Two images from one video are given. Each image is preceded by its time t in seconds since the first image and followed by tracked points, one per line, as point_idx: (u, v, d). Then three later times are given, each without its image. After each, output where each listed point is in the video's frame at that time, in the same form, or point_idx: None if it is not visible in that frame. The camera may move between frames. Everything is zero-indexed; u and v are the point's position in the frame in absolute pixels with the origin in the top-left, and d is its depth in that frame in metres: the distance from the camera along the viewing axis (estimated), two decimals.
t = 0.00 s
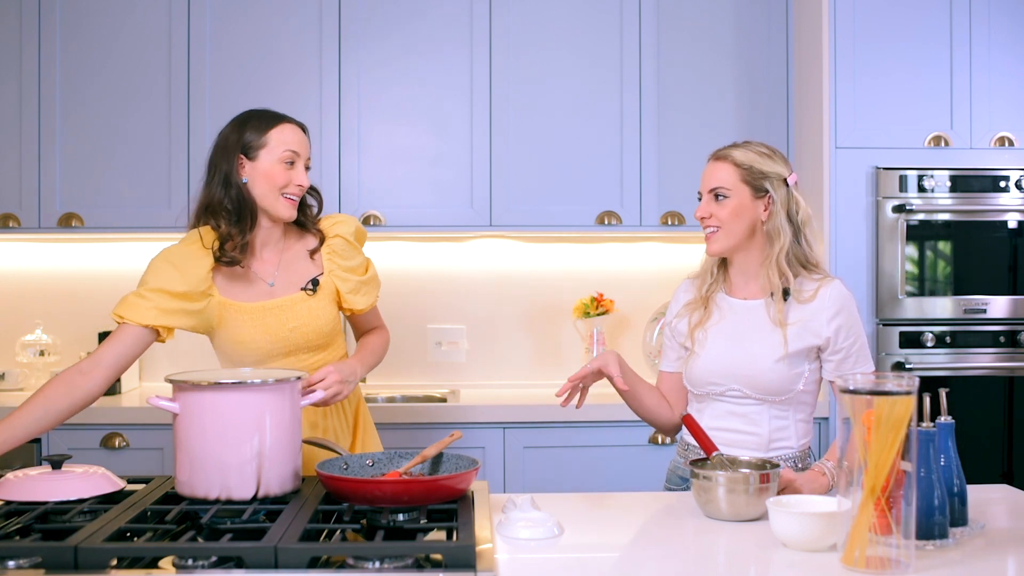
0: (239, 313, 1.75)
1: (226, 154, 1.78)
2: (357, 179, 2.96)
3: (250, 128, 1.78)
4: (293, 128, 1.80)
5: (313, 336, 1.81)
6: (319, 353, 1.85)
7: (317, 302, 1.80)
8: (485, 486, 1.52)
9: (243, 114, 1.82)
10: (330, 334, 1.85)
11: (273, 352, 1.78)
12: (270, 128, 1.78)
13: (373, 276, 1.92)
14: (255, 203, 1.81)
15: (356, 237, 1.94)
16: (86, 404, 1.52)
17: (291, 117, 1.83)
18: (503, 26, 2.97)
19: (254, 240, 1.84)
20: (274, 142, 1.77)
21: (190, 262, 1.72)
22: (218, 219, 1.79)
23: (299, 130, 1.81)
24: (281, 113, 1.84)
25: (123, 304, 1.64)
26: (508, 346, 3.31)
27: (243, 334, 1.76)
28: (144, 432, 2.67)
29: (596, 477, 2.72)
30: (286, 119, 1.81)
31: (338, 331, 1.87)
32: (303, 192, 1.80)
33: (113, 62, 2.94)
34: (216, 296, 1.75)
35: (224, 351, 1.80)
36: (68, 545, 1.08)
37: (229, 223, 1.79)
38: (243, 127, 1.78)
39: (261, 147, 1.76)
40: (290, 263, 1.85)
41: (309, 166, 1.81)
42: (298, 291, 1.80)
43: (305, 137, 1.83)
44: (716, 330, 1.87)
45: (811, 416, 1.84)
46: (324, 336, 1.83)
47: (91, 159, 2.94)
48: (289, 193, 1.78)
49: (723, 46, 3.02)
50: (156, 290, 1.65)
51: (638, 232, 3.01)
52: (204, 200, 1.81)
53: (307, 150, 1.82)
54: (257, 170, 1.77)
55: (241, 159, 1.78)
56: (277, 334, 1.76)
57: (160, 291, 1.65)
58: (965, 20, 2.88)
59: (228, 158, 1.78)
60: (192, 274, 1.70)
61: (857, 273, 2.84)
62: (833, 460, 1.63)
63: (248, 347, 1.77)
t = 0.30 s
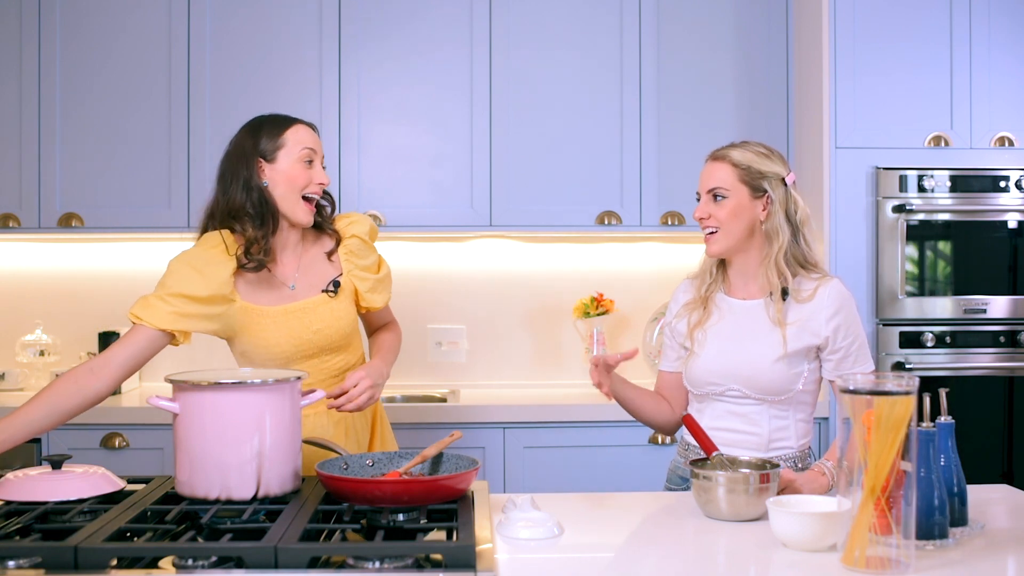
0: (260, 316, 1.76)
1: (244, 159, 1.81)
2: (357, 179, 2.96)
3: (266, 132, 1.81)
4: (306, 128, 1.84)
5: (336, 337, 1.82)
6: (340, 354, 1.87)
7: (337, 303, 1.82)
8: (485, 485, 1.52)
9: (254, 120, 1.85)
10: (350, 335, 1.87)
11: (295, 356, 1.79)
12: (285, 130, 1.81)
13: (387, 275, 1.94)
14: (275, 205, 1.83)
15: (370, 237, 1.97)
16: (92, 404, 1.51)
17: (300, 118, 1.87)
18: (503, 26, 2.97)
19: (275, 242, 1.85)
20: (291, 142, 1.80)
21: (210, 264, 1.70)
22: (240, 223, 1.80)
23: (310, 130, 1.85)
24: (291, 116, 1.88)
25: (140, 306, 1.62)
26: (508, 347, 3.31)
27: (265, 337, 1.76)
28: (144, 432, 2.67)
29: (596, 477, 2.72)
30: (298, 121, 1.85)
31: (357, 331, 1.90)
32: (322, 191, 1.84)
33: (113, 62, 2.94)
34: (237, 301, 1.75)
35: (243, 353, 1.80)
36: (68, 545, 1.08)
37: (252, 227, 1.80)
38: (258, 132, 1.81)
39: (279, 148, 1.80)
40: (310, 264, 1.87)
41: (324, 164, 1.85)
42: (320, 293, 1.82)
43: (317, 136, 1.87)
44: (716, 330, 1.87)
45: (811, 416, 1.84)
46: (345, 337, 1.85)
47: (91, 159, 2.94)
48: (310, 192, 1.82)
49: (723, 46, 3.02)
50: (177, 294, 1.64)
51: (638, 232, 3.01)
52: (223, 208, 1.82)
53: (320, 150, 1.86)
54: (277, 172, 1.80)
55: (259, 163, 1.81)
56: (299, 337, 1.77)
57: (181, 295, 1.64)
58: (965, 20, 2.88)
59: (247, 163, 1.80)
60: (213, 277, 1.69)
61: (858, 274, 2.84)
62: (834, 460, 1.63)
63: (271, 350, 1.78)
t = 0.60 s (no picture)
0: (288, 313, 1.77)
1: (286, 162, 1.78)
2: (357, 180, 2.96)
3: (312, 138, 1.77)
4: (352, 135, 1.81)
5: (363, 338, 1.81)
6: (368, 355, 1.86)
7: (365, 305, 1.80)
8: (485, 486, 1.52)
9: (298, 121, 1.81)
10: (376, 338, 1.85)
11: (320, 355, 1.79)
12: (332, 137, 1.78)
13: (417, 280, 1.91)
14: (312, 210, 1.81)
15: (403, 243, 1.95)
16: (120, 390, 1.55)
17: (345, 123, 1.83)
18: (503, 26, 2.97)
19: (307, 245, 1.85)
20: (337, 150, 1.77)
21: (240, 260, 1.72)
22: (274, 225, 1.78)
23: (355, 136, 1.82)
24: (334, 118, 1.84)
25: (170, 297, 1.65)
26: (508, 347, 3.31)
27: (292, 335, 1.77)
28: (144, 432, 2.67)
29: (596, 477, 2.72)
30: (343, 126, 1.81)
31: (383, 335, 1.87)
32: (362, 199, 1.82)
33: (113, 62, 2.94)
34: (267, 297, 1.76)
35: (272, 352, 1.81)
36: (68, 545, 1.08)
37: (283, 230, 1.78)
38: (303, 136, 1.78)
39: (325, 156, 1.77)
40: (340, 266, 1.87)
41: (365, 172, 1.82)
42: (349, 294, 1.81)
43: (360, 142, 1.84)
44: (717, 329, 1.87)
45: (812, 415, 1.84)
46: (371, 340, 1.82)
47: (91, 159, 2.94)
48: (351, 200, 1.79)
49: (723, 45, 3.02)
50: (206, 289, 1.66)
51: (638, 232, 3.01)
52: (257, 205, 1.80)
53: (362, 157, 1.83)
54: (319, 179, 1.77)
55: (301, 168, 1.78)
56: (324, 338, 1.77)
57: (210, 288, 1.66)
58: (965, 20, 2.88)
59: (289, 167, 1.78)
60: (242, 273, 1.70)
61: (858, 274, 2.84)
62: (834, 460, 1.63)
63: (299, 348, 1.78)
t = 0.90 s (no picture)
0: (343, 305, 1.79)
1: (359, 159, 1.84)
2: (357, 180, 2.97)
3: (383, 136, 1.83)
4: (423, 134, 1.85)
5: (419, 338, 1.81)
6: (421, 357, 1.85)
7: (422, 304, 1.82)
8: (485, 486, 1.51)
9: (372, 120, 1.87)
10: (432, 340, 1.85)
11: (375, 352, 1.79)
12: (403, 135, 1.83)
13: (479, 290, 1.94)
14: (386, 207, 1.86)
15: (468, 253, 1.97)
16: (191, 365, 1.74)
17: (418, 123, 1.88)
18: (503, 27, 2.97)
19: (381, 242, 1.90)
20: (408, 148, 1.82)
21: (300, 250, 1.81)
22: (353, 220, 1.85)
23: (427, 135, 1.86)
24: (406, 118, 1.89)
25: (241, 295, 1.79)
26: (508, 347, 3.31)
27: (347, 328, 1.78)
28: (144, 432, 2.67)
29: (596, 477, 2.72)
30: (415, 125, 1.85)
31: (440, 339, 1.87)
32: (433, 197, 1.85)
33: (113, 62, 2.94)
34: (325, 287, 1.82)
35: (326, 346, 1.83)
36: (68, 544, 1.08)
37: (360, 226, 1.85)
38: (375, 135, 1.84)
39: (395, 154, 1.81)
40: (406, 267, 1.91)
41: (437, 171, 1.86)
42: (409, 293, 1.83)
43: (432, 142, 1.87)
44: (717, 329, 1.86)
45: (812, 417, 1.84)
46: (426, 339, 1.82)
47: (91, 159, 2.94)
48: (421, 199, 1.84)
49: (723, 45, 3.02)
50: (265, 283, 1.79)
51: (638, 232, 3.01)
52: (336, 201, 1.87)
53: (434, 156, 1.87)
54: (389, 176, 1.82)
55: (373, 164, 1.83)
56: (380, 332, 1.77)
57: (268, 281, 1.78)
58: (965, 20, 2.88)
59: (361, 163, 1.83)
60: (299, 262, 1.79)
61: (857, 274, 2.84)
62: (835, 460, 1.63)
63: (352, 342, 1.78)
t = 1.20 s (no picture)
0: (387, 305, 1.85)
1: (399, 161, 1.88)
2: (357, 179, 2.97)
3: (422, 137, 1.86)
4: (462, 135, 1.87)
5: (461, 336, 1.85)
6: (464, 356, 1.89)
7: (465, 303, 1.87)
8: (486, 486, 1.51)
9: (413, 123, 1.91)
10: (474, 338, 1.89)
11: (418, 348, 1.84)
12: (441, 137, 1.86)
13: (523, 294, 1.97)
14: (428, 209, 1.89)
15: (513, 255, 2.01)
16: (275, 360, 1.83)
17: (458, 124, 1.91)
18: (503, 27, 2.97)
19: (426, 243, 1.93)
20: (446, 150, 1.85)
21: (346, 256, 1.89)
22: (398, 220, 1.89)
23: (467, 137, 1.88)
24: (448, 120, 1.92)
25: (309, 311, 1.90)
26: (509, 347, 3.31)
27: (389, 325, 1.84)
28: (144, 432, 2.67)
29: (596, 477, 2.72)
30: (455, 127, 1.89)
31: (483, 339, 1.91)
32: (473, 200, 1.87)
33: (113, 62, 2.94)
34: (370, 287, 1.88)
35: (371, 345, 1.89)
36: (68, 544, 1.08)
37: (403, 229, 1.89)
38: (415, 137, 1.87)
39: (434, 156, 1.85)
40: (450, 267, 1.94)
41: (477, 172, 1.88)
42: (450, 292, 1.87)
43: (473, 144, 1.90)
44: (716, 326, 1.87)
45: (811, 416, 1.83)
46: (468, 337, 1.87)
47: (91, 159, 2.94)
48: (460, 201, 1.85)
49: (723, 46, 3.02)
50: (320, 292, 1.89)
51: (638, 232, 3.01)
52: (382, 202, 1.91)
53: (475, 158, 1.89)
54: (429, 178, 1.85)
55: (413, 167, 1.87)
56: (423, 330, 1.83)
57: (323, 290, 1.88)
58: (965, 20, 2.88)
59: (401, 165, 1.87)
60: (345, 268, 1.87)
61: (857, 274, 2.84)
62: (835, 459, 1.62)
63: (394, 339, 1.84)
